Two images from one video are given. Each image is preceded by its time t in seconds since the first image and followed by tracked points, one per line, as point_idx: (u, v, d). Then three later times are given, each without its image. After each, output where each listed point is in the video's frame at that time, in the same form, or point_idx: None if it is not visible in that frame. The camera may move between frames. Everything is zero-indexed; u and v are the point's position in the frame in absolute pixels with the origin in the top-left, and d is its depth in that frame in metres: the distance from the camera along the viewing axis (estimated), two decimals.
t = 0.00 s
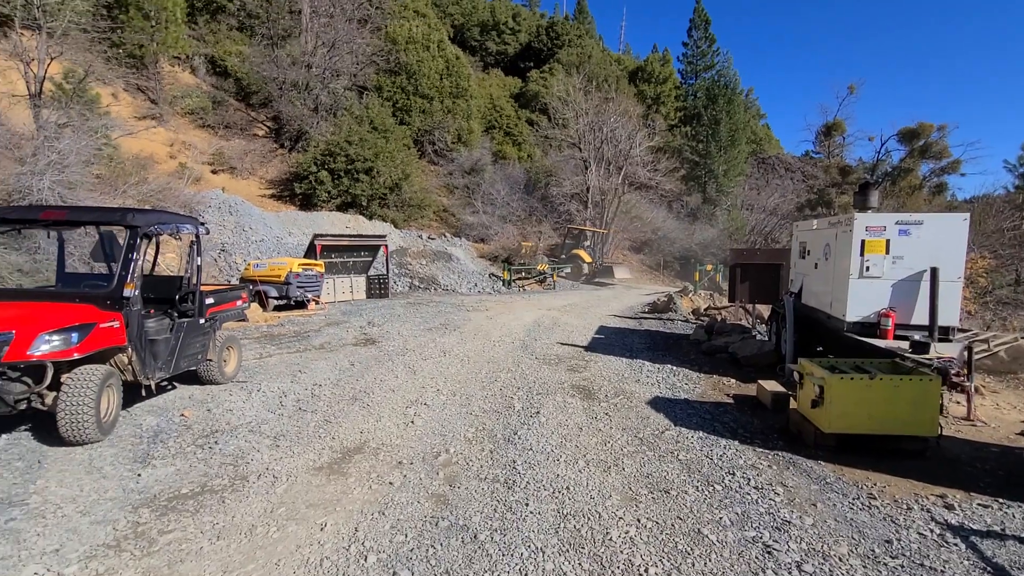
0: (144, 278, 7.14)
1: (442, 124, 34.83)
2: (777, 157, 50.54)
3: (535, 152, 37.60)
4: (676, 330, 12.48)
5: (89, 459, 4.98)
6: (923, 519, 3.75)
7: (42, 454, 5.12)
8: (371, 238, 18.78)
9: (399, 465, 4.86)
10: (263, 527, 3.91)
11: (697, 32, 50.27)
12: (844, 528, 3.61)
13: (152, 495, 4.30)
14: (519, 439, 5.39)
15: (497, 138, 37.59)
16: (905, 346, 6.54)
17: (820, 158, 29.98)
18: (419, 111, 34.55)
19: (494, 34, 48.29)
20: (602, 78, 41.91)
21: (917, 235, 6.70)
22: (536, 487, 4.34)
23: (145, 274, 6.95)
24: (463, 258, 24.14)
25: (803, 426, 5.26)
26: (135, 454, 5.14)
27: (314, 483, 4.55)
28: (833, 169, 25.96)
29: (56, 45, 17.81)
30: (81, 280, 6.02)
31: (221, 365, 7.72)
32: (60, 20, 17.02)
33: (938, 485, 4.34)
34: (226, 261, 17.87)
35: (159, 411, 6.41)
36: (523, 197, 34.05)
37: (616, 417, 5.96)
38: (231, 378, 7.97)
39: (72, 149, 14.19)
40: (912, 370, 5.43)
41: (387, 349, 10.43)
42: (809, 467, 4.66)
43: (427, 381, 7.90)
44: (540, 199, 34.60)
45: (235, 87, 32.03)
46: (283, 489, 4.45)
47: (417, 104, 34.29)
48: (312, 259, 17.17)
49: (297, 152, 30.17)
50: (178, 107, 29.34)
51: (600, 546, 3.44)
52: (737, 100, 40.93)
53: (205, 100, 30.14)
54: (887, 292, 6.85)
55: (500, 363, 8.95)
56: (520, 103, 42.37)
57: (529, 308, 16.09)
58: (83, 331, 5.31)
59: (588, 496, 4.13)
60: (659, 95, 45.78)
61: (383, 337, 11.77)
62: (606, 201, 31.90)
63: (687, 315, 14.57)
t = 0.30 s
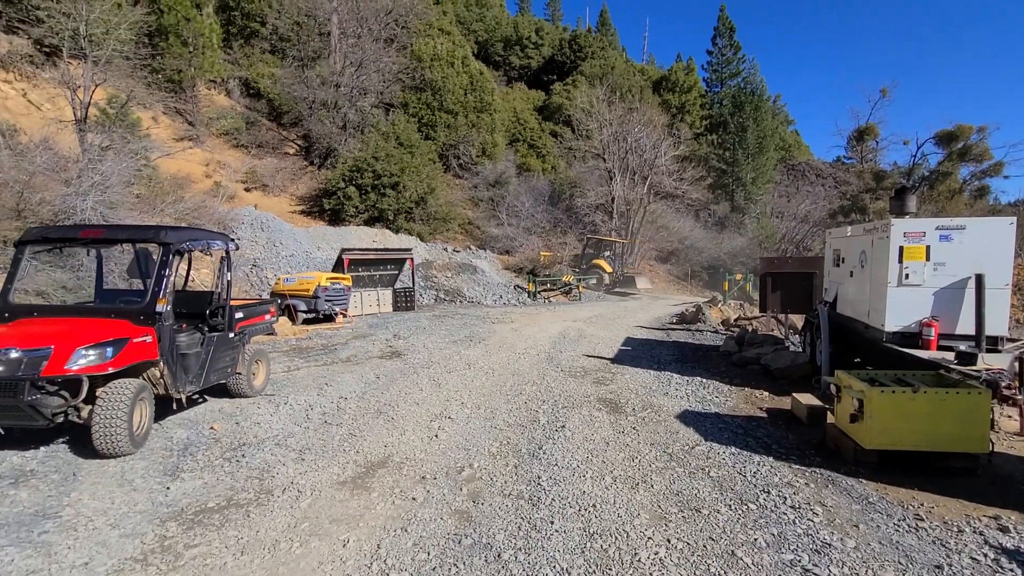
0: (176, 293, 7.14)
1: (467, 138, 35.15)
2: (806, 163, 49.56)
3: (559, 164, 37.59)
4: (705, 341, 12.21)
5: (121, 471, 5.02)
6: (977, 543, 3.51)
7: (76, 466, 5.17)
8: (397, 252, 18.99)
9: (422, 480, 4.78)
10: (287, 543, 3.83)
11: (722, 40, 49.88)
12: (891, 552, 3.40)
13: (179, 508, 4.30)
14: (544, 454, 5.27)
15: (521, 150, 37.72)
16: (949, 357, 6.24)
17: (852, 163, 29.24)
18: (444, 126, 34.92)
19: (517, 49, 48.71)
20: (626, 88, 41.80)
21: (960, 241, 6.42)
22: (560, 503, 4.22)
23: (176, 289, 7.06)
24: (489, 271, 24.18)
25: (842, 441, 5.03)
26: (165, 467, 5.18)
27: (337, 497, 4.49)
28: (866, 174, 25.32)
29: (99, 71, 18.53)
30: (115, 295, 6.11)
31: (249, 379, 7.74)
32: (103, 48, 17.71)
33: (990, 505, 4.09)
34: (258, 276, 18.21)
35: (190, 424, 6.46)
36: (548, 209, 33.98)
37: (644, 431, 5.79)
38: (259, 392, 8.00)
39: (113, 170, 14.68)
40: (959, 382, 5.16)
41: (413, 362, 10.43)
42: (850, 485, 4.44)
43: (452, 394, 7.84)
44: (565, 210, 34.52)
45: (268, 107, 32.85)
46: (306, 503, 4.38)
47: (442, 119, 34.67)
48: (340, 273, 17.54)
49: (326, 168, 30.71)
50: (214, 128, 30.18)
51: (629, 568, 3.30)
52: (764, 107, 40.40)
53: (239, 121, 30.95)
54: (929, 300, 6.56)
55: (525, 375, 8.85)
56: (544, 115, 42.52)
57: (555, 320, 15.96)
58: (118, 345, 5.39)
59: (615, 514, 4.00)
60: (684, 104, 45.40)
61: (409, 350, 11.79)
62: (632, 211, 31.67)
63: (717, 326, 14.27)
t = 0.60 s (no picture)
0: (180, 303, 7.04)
1: (476, 149, 35.25)
2: (817, 174, 49.24)
3: (568, 175, 37.56)
4: (718, 353, 12.00)
5: (122, 485, 4.91)
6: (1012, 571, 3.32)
7: (77, 479, 5.06)
8: (405, 262, 18.97)
9: (428, 497, 4.64)
10: (287, 562, 3.69)
11: (730, 52, 49.93)
12: None
13: (178, 525, 4.18)
14: (554, 470, 5.10)
15: (530, 162, 37.74)
16: (973, 371, 6.05)
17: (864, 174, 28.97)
18: (453, 137, 35.06)
19: (526, 62, 49.00)
20: (635, 100, 41.83)
21: (982, 252, 6.25)
22: (572, 523, 4.07)
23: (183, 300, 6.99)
24: (497, 282, 24.09)
25: (864, 460, 4.84)
26: (167, 481, 5.06)
27: (341, 515, 4.35)
28: (879, 185, 25.08)
29: (115, 84, 18.76)
30: (122, 306, 6.05)
31: (255, 390, 7.64)
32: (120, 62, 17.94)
33: (1022, 529, 3.90)
34: (267, 286, 18.22)
35: (194, 436, 6.36)
36: (556, 220, 33.84)
37: (657, 447, 5.62)
38: (265, 404, 7.89)
39: (126, 182, 14.76)
40: (987, 398, 4.97)
41: (420, 373, 10.30)
42: (874, 506, 4.25)
43: (459, 407, 7.70)
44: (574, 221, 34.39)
45: (280, 120, 33.11)
46: (309, 521, 4.25)
47: (451, 131, 34.82)
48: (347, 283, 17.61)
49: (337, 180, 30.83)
50: (227, 140, 30.41)
51: None
52: (774, 118, 40.29)
53: (251, 133, 31.20)
54: (952, 312, 6.36)
55: (534, 388, 8.68)
56: (553, 127, 42.61)
57: (564, 331, 15.80)
58: (122, 355, 5.29)
59: (630, 535, 3.84)
60: (693, 115, 45.33)
61: (416, 361, 11.66)
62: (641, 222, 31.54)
63: (728, 338, 14.05)
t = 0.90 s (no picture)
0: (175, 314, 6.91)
1: (476, 157, 35.21)
2: (818, 180, 49.19)
3: (568, 182, 37.48)
4: (722, 362, 11.84)
5: (111, 503, 4.76)
6: None
7: (66, 497, 4.91)
8: (406, 270, 18.84)
9: (426, 515, 4.49)
10: None
11: (729, 59, 50.06)
12: None
13: (167, 546, 4.03)
14: (557, 486, 4.94)
15: (530, 169, 37.69)
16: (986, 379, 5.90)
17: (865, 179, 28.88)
18: (453, 146, 35.06)
19: (526, 70, 49.11)
20: (635, 107, 41.87)
21: (994, 258, 6.12)
22: (576, 543, 3.91)
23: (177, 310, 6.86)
24: (498, 289, 23.92)
25: (878, 474, 4.69)
26: (158, 498, 4.91)
27: (335, 535, 4.19)
28: (881, 190, 24.98)
29: (116, 94, 18.73)
30: (115, 317, 5.98)
31: (251, 403, 7.49)
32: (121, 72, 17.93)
33: None
34: (266, 295, 18.07)
35: (188, 451, 6.21)
36: (557, 227, 33.71)
37: (663, 461, 5.46)
38: (262, 417, 7.74)
39: (126, 192, 14.66)
40: (1005, 408, 4.80)
41: (420, 383, 10.15)
42: (891, 523, 4.09)
43: (460, 418, 7.53)
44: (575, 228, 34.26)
45: (281, 129, 33.10)
46: (302, 541, 4.10)
47: (452, 139, 34.81)
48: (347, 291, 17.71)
49: (337, 188, 30.75)
50: (228, 149, 30.38)
51: None
52: (774, 124, 40.31)
53: (252, 142, 31.17)
54: (963, 319, 6.22)
55: (535, 398, 8.52)
56: (553, 135, 42.61)
57: (565, 339, 15.64)
58: (112, 369, 5.14)
59: (638, 556, 3.68)
60: (693, 122, 45.32)
61: (416, 371, 11.51)
62: (642, 229, 31.47)
63: (732, 345, 13.89)
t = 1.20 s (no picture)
0: (168, 316, 6.81)
1: (476, 159, 35.10)
2: (818, 180, 49.08)
3: (568, 183, 37.39)
4: (724, 363, 11.73)
5: (100, 511, 4.66)
6: None
7: (54, 504, 4.81)
8: (405, 272, 18.71)
9: (423, 523, 4.38)
10: None
11: (729, 60, 49.97)
12: None
13: (155, 556, 3.92)
14: (557, 492, 4.83)
15: (530, 170, 37.56)
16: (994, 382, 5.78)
17: (866, 180, 28.77)
18: (453, 147, 34.97)
19: (526, 71, 49.05)
20: (635, 108, 41.83)
21: (1000, 258, 6.01)
22: (576, 551, 3.80)
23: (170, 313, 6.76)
24: (498, 291, 23.81)
25: (885, 478, 4.58)
26: (148, 506, 4.81)
27: (328, 544, 4.09)
28: (883, 191, 24.87)
29: (115, 96, 18.67)
30: (109, 320, 5.78)
31: (247, 407, 7.40)
32: (120, 74, 17.86)
33: None
34: (266, 297, 17.97)
35: (181, 456, 6.11)
36: (558, 228, 33.62)
37: (665, 466, 5.35)
38: (257, 421, 7.64)
39: (124, 195, 14.57)
40: (1014, 411, 4.69)
41: (419, 386, 10.05)
42: (899, 531, 3.98)
43: (459, 422, 7.42)
44: (575, 229, 34.17)
45: (281, 131, 33.04)
46: (294, 551, 3.99)
47: (452, 141, 34.73)
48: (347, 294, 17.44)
49: (337, 190, 30.68)
50: (228, 151, 30.32)
51: None
52: (774, 125, 40.23)
53: (252, 144, 31.11)
54: (970, 320, 6.10)
55: (535, 401, 8.42)
56: (553, 136, 42.52)
57: (566, 341, 15.52)
58: (102, 373, 5.04)
59: (639, 565, 3.58)
60: (693, 122, 45.20)
61: (415, 374, 11.40)
62: (642, 230, 31.41)
63: (734, 347, 13.78)
